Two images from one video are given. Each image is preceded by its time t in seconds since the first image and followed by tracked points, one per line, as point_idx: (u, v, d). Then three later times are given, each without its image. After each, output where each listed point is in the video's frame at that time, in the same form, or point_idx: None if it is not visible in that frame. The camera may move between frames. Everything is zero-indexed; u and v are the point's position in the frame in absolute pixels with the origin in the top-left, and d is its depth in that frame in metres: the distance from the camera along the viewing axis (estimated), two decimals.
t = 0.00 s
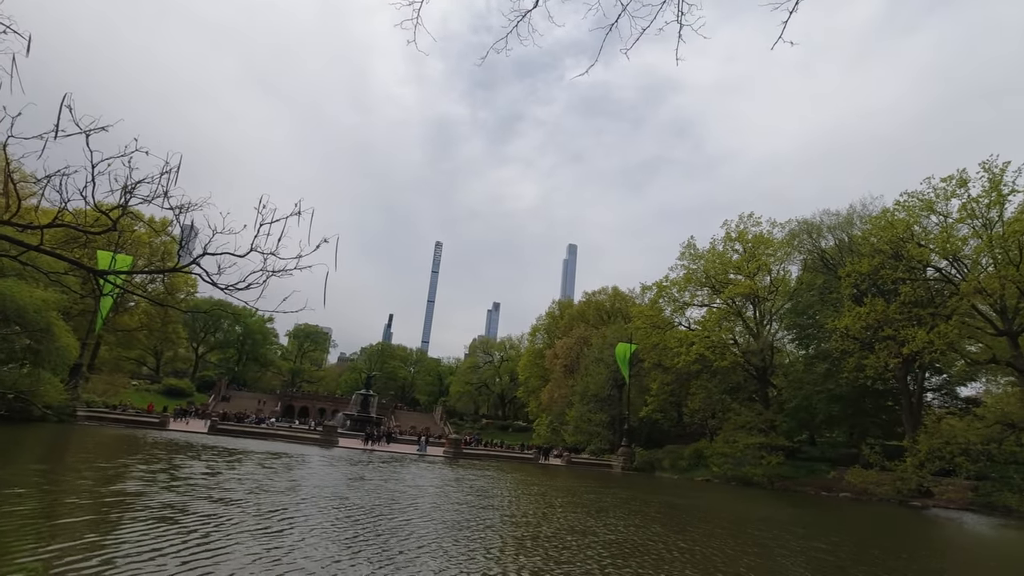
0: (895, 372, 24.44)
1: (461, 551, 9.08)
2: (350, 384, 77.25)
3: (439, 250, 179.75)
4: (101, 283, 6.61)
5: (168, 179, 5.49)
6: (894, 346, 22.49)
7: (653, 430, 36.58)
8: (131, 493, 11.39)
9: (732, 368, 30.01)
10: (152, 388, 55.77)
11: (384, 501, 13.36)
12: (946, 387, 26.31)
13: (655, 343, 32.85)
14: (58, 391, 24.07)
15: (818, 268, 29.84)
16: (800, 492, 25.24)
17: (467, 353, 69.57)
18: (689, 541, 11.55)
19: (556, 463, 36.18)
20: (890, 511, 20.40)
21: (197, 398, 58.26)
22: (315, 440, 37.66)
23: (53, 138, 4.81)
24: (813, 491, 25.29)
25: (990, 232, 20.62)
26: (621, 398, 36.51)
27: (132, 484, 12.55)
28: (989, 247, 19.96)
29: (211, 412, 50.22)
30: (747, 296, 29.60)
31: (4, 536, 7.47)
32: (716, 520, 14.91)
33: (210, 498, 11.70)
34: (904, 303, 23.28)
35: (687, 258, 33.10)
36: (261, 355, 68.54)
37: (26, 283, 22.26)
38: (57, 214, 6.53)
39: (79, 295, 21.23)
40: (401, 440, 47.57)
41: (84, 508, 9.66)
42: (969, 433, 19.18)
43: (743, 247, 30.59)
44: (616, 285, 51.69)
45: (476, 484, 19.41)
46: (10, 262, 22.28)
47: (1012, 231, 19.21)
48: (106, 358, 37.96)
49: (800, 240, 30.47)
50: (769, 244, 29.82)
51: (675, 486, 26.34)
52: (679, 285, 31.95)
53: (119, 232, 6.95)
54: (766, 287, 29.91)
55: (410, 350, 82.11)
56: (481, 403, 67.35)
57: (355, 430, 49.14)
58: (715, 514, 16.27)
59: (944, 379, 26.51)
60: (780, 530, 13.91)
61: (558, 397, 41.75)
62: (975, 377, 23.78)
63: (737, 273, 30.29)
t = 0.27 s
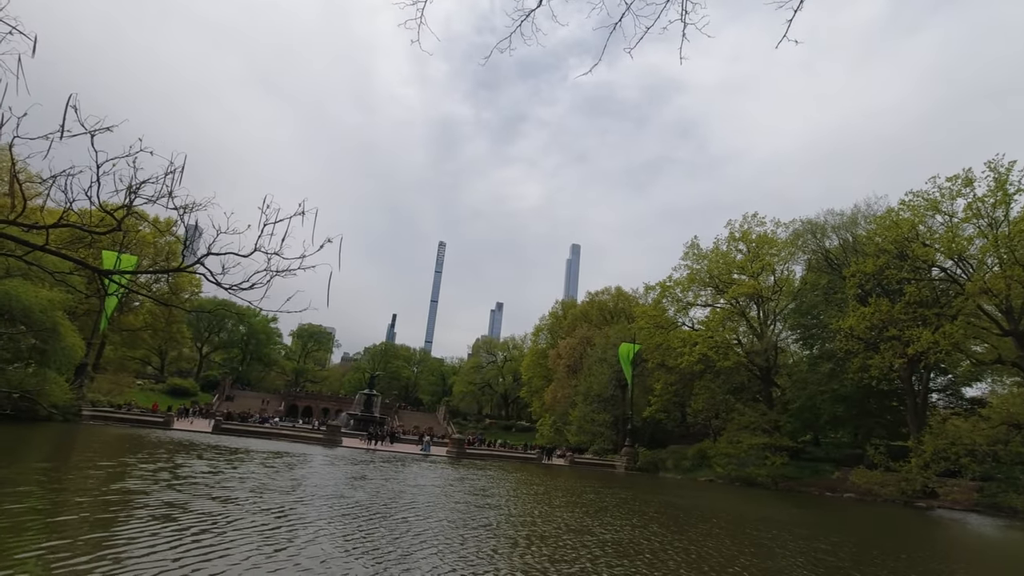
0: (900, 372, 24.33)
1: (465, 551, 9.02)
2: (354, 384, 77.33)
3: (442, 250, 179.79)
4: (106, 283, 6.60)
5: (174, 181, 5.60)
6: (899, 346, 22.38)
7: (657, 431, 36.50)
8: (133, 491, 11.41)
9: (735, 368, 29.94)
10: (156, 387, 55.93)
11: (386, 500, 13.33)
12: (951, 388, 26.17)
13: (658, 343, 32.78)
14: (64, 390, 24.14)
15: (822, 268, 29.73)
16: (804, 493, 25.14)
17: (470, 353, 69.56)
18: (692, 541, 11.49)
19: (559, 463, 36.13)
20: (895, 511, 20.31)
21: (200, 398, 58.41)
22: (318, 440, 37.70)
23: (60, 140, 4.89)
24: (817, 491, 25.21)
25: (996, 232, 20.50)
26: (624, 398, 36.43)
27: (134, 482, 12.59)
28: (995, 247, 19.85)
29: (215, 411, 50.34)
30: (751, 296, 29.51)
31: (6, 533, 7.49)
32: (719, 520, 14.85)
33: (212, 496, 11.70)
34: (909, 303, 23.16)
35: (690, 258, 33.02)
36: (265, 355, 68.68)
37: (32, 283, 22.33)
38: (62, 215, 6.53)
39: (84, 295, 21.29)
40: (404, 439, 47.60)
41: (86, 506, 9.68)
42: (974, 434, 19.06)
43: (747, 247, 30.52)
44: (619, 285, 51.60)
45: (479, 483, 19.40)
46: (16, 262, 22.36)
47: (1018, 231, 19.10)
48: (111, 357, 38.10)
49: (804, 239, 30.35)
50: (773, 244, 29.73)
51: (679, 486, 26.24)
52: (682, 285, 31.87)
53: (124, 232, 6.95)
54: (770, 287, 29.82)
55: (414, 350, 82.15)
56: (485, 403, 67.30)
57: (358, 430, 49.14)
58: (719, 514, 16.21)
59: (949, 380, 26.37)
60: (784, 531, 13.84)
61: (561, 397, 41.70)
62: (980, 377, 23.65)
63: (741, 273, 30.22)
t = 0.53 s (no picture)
0: (901, 372, 24.28)
1: (467, 551, 8.97)
2: (355, 384, 77.35)
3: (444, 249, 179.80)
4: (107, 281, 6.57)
5: (174, 180, 5.27)
6: (900, 346, 22.34)
7: (658, 430, 36.46)
8: (132, 490, 11.42)
9: (736, 368, 29.90)
10: (158, 387, 55.99)
11: (386, 500, 13.29)
12: (953, 388, 26.11)
13: (659, 342, 32.74)
14: (65, 390, 24.12)
15: (824, 268, 29.68)
16: (805, 493, 25.09)
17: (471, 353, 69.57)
18: (692, 541, 11.47)
19: (560, 463, 36.10)
20: (896, 512, 20.27)
21: (202, 397, 58.45)
22: (319, 440, 37.69)
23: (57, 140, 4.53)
24: (819, 491, 25.17)
25: (998, 231, 20.45)
26: (625, 398, 36.38)
27: (133, 481, 12.59)
28: (996, 246, 19.79)
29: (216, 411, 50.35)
30: (752, 296, 29.46)
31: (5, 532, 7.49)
32: (720, 520, 14.82)
33: (211, 496, 11.68)
34: (911, 302, 23.10)
35: (691, 258, 32.98)
36: (266, 355, 68.72)
37: (34, 283, 22.32)
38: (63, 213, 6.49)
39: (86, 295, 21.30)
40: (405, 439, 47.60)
41: (86, 505, 9.68)
42: (976, 434, 19.00)
43: (748, 247, 30.48)
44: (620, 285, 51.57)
45: (479, 483, 19.38)
46: (18, 262, 22.36)
47: (1020, 230, 19.05)
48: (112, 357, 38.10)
49: (805, 239, 30.28)
50: (774, 243, 29.68)
51: (680, 486, 26.18)
52: (683, 285, 31.83)
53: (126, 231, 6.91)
54: (771, 287, 29.77)
55: (415, 350, 82.17)
56: (486, 403, 67.29)
57: (360, 430, 49.12)
58: (720, 514, 16.18)
59: (951, 380, 26.31)
60: (786, 531, 13.80)
61: (562, 397, 41.67)
62: (982, 377, 23.60)
63: (742, 272, 30.16)
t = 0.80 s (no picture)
0: (898, 372, 24.33)
1: (464, 551, 8.92)
2: (353, 383, 77.36)
3: (440, 249, 180.60)
4: (104, 280, 6.48)
5: (171, 179, 5.08)
6: (897, 346, 22.38)
7: (656, 430, 36.49)
8: (126, 489, 11.42)
9: (734, 367, 29.92)
10: (155, 386, 55.90)
11: (383, 499, 13.25)
12: (950, 387, 26.18)
13: (657, 342, 32.75)
14: (61, 390, 24.06)
15: (821, 267, 29.72)
16: (803, 492, 25.14)
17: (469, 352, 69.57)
18: (686, 540, 11.46)
19: (558, 462, 36.13)
20: (893, 511, 20.31)
21: (199, 397, 58.36)
22: (317, 439, 37.62)
23: (50, 136, 4.52)
24: (816, 490, 25.21)
25: (994, 231, 20.47)
26: (623, 397, 36.40)
27: (128, 481, 12.58)
28: (993, 246, 19.81)
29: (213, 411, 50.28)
30: (749, 295, 29.46)
31: None
32: (718, 519, 14.79)
33: (203, 494, 11.66)
34: (908, 302, 23.16)
35: (688, 257, 32.98)
36: (264, 354, 68.67)
37: (30, 282, 22.20)
38: (58, 211, 6.40)
39: (82, 294, 21.24)
40: (403, 438, 47.60)
41: (79, 504, 9.68)
42: (973, 433, 19.04)
43: (745, 246, 30.50)
44: (617, 285, 51.62)
45: (477, 482, 19.39)
46: (13, 261, 22.26)
47: (1016, 230, 19.08)
48: (109, 356, 38.02)
49: (802, 239, 30.27)
50: (772, 243, 29.70)
51: (678, 485, 26.22)
52: (681, 284, 31.82)
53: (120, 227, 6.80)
54: (769, 287, 29.78)
55: (413, 350, 82.16)
56: (484, 403, 67.30)
57: (358, 429, 49.10)
58: (718, 513, 16.19)
59: (948, 379, 26.37)
60: (781, 530, 13.83)
61: (560, 396, 41.70)
62: (979, 376, 23.63)
63: (739, 272, 30.18)
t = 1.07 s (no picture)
0: (891, 371, 24.46)
1: (459, 550, 8.88)
2: (348, 382, 77.27)
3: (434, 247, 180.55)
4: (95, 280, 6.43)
5: (165, 176, 5.13)
6: (890, 345, 22.50)
7: (651, 429, 36.58)
8: (117, 488, 11.42)
9: (728, 366, 30.02)
10: (148, 386, 55.68)
11: (377, 498, 13.21)
12: (942, 386, 26.33)
13: (652, 341, 32.83)
14: (54, 389, 23.94)
15: (815, 267, 29.83)
16: (796, 490, 25.26)
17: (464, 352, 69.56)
18: (679, 538, 11.48)
19: (553, 461, 36.18)
20: (885, 508, 20.44)
21: (193, 397, 58.15)
22: (312, 439, 37.53)
23: (44, 137, 4.48)
24: (810, 489, 25.34)
25: (986, 231, 20.59)
26: (618, 396, 36.46)
27: (120, 480, 12.56)
28: (985, 246, 19.92)
29: (207, 410, 50.14)
30: (744, 294, 29.55)
31: None
32: (711, 518, 14.84)
33: (194, 493, 11.64)
34: (900, 301, 23.29)
35: (683, 256, 33.05)
36: (258, 354, 68.48)
37: (22, 281, 22.09)
38: (49, 211, 6.35)
39: (75, 292, 21.15)
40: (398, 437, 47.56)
41: (71, 503, 9.65)
42: (964, 432, 19.15)
43: (740, 246, 30.57)
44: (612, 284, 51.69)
45: (471, 481, 19.40)
46: (4, 260, 22.14)
47: (1008, 230, 19.20)
48: (101, 356, 37.85)
49: (796, 238, 30.37)
50: (766, 242, 29.77)
51: (672, 484, 26.31)
52: (676, 284, 31.89)
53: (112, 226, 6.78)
54: (763, 286, 29.88)
55: (408, 349, 82.09)
56: (479, 402, 67.26)
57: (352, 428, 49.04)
58: (712, 511, 16.24)
59: (940, 377, 26.52)
60: (774, 528, 13.88)
61: (555, 395, 41.76)
62: (971, 375, 23.75)
63: (734, 271, 30.24)
